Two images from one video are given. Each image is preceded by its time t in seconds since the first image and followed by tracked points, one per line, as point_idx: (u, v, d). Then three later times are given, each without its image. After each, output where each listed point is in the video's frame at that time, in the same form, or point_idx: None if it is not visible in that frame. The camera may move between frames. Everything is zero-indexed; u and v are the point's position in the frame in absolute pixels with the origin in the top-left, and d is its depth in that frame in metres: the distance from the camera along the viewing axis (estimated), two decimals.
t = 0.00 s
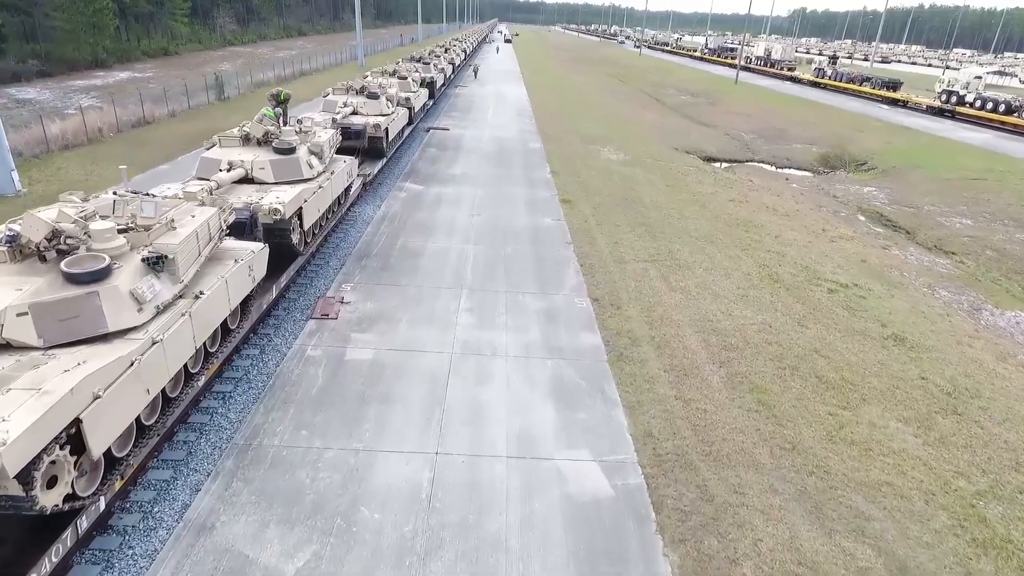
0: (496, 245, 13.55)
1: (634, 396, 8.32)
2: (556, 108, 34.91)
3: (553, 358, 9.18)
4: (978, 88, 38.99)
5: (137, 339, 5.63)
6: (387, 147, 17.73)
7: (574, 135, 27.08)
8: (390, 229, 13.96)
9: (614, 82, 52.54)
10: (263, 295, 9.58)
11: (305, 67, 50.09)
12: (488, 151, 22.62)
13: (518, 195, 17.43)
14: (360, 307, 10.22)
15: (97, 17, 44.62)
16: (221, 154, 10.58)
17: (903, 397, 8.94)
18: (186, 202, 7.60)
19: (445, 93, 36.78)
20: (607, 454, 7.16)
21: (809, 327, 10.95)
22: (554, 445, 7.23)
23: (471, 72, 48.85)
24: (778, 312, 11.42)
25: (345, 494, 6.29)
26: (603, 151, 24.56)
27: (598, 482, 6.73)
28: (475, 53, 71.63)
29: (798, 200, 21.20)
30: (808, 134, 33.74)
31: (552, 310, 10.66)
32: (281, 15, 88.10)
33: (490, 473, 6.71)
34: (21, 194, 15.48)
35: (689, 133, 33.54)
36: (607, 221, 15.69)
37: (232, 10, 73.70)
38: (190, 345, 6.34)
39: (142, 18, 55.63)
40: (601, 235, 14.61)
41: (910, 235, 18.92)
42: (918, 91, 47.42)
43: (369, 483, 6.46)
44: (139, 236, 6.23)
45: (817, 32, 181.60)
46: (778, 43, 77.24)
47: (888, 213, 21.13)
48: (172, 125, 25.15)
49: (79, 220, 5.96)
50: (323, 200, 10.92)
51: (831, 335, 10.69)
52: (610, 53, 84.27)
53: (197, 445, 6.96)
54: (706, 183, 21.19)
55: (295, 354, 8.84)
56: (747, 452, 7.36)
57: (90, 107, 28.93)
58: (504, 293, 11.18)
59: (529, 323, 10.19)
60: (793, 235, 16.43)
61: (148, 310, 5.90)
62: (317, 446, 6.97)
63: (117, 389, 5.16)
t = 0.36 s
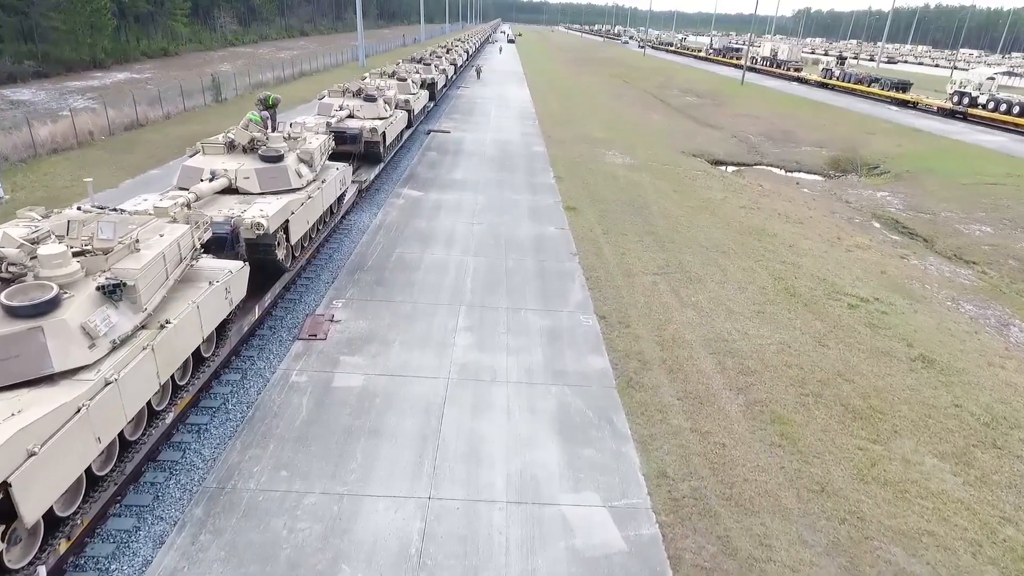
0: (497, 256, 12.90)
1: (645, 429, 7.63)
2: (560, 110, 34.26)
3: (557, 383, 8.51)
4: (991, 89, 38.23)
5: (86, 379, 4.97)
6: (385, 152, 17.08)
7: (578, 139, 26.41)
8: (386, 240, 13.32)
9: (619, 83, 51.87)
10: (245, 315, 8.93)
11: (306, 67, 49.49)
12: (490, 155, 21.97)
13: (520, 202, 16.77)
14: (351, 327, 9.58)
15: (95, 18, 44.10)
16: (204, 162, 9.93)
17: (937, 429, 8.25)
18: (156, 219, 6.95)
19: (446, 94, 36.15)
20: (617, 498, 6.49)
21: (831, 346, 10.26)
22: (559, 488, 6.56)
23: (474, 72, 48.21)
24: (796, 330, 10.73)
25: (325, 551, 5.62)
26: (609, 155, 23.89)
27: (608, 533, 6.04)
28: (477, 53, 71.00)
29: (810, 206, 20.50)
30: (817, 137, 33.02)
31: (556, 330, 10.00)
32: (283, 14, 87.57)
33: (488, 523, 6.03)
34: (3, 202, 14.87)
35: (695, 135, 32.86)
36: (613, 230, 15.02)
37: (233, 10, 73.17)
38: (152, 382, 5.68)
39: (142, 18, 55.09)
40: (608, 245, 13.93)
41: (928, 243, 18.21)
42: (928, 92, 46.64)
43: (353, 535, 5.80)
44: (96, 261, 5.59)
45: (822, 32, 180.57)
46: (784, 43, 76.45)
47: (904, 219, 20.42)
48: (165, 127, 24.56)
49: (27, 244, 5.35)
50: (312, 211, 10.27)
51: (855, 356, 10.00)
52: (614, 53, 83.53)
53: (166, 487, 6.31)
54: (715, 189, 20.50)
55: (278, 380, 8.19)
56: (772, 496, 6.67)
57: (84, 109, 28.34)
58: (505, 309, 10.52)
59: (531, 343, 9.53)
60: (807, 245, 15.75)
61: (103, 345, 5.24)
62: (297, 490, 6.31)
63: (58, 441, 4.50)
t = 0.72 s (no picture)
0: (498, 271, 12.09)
1: (662, 479, 6.81)
2: (564, 113, 33.45)
3: (562, 422, 7.71)
4: (1005, 91, 37.34)
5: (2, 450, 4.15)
6: (380, 159, 16.28)
7: (582, 142, 25.58)
8: (379, 255, 12.51)
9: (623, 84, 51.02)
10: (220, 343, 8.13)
11: (305, 68, 48.73)
12: (491, 161, 21.17)
13: (523, 211, 15.95)
14: (338, 355, 8.77)
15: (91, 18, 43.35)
16: (178, 174, 9.11)
17: (986, 475, 7.41)
18: (111, 244, 6.15)
19: (447, 96, 35.36)
20: (632, 567, 5.68)
21: (861, 376, 9.43)
22: (566, 553, 5.76)
23: (476, 73, 47.40)
24: (822, 356, 9.90)
25: None
26: (615, 160, 23.05)
27: None
28: (479, 54, 70.21)
29: (825, 214, 19.66)
30: (828, 140, 32.16)
31: (561, 357, 9.19)
32: (284, 14, 86.83)
33: None
34: None
35: (702, 138, 32.03)
36: (621, 242, 14.21)
37: (233, 10, 72.39)
38: (92, 442, 4.87)
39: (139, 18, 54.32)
40: (616, 260, 13.12)
41: (950, 253, 17.37)
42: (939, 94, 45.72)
43: None
44: (27, 301, 4.78)
45: (827, 32, 179.40)
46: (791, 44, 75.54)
47: (924, 228, 19.56)
48: (156, 131, 23.75)
49: None
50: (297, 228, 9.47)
51: (887, 387, 9.16)
52: (618, 53, 82.59)
53: (115, 555, 5.50)
54: (725, 196, 19.69)
55: (252, 418, 7.40)
56: (810, 563, 5.84)
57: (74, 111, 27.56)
58: (505, 334, 9.71)
59: (534, 373, 8.72)
60: (826, 257, 14.92)
61: (25, 407, 4.46)
62: (266, 559, 5.50)
63: None
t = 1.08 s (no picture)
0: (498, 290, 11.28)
1: (683, 544, 5.99)
2: (567, 115, 32.63)
3: (568, 470, 6.89)
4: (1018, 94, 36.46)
5: None
6: (375, 167, 15.49)
7: (586, 147, 24.75)
8: (371, 272, 11.71)
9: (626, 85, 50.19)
10: (188, 381, 7.33)
11: (303, 70, 47.95)
12: (491, 167, 20.36)
13: (524, 222, 15.13)
14: (320, 390, 7.96)
15: (85, 18, 42.54)
16: (146, 190, 8.31)
17: None
18: (48, 280, 5.34)
19: (447, 98, 34.55)
20: None
21: (896, 411, 8.59)
22: None
23: (477, 74, 46.61)
24: (852, 389, 9.05)
25: None
26: (620, 166, 22.23)
27: None
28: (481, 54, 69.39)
29: (841, 224, 18.82)
30: (838, 144, 31.31)
31: (566, 391, 8.36)
32: (284, 15, 86.03)
33: None
34: None
35: (709, 142, 31.19)
36: (629, 257, 13.39)
37: (231, 10, 71.59)
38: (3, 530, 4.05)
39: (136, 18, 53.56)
40: (624, 277, 12.30)
41: (974, 266, 16.52)
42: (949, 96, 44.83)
43: None
44: None
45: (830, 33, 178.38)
46: (796, 45, 74.60)
47: (944, 238, 18.71)
48: (145, 135, 22.98)
49: None
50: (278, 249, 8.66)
51: (926, 425, 8.33)
52: (621, 54, 81.70)
53: None
54: (736, 204, 18.87)
55: (220, 469, 6.59)
56: None
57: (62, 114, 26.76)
58: (505, 364, 8.88)
59: (536, 411, 7.90)
60: (846, 272, 14.09)
61: None
62: None
63: None
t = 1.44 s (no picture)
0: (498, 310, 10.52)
1: None
2: (570, 118, 31.88)
3: (575, 527, 6.13)
4: None
5: None
6: (368, 175, 14.75)
7: (590, 151, 23.99)
8: (362, 291, 10.95)
9: (630, 87, 49.49)
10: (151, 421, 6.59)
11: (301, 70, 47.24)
12: (492, 173, 19.64)
13: (526, 233, 14.36)
14: (301, 429, 7.22)
15: (80, 19, 41.92)
16: (110, 208, 7.55)
17: None
18: None
19: (446, 100, 33.86)
20: None
21: (934, 450, 7.81)
22: None
23: (478, 75, 45.94)
24: (884, 423, 8.27)
25: None
26: (625, 171, 21.46)
27: None
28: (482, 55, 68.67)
29: (856, 234, 18.03)
30: (848, 148, 30.52)
31: (572, 428, 7.61)
32: (284, 15, 85.37)
33: None
34: None
35: (715, 145, 30.44)
36: (637, 272, 12.62)
37: (230, 10, 70.93)
38: None
39: (133, 19, 52.91)
40: (632, 295, 11.52)
41: (999, 278, 15.74)
42: (958, 98, 44.06)
43: None
44: None
45: (833, 33, 177.50)
46: (802, 46, 73.78)
47: (965, 247, 17.94)
48: (135, 139, 22.28)
49: None
50: (255, 271, 7.90)
51: (969, 467, 7.55)
52: (623, 54, 81.00)
53: None
54: (747, 213, 18.09)
55: (181, 528, 5.84)
56: None
57: (51, 117, 26.10)
58: (505, 396, 8.13)
59: (540, 453, 7.14)
60: (867, 287, 13.32)
61: None
62: None
63: None
